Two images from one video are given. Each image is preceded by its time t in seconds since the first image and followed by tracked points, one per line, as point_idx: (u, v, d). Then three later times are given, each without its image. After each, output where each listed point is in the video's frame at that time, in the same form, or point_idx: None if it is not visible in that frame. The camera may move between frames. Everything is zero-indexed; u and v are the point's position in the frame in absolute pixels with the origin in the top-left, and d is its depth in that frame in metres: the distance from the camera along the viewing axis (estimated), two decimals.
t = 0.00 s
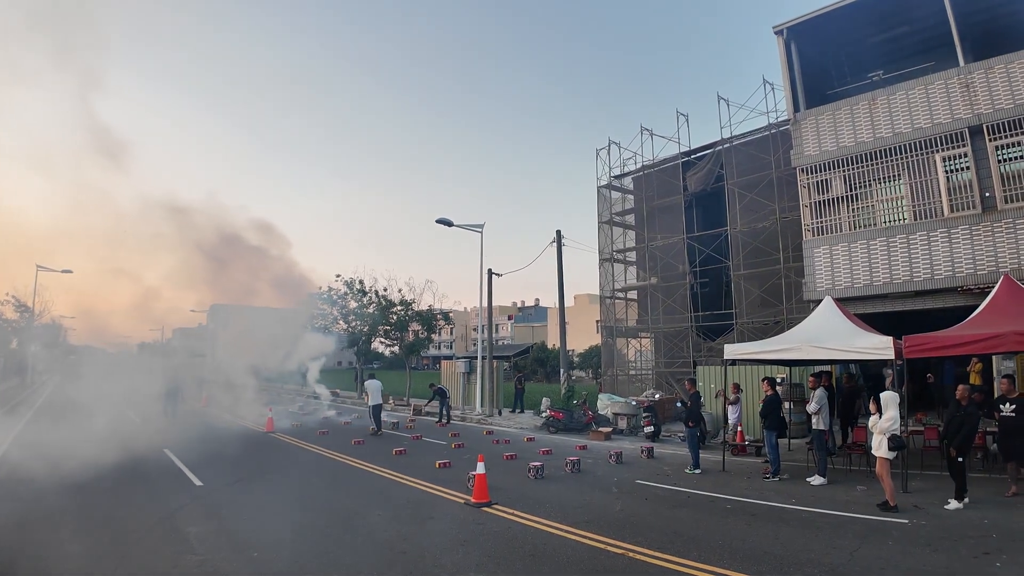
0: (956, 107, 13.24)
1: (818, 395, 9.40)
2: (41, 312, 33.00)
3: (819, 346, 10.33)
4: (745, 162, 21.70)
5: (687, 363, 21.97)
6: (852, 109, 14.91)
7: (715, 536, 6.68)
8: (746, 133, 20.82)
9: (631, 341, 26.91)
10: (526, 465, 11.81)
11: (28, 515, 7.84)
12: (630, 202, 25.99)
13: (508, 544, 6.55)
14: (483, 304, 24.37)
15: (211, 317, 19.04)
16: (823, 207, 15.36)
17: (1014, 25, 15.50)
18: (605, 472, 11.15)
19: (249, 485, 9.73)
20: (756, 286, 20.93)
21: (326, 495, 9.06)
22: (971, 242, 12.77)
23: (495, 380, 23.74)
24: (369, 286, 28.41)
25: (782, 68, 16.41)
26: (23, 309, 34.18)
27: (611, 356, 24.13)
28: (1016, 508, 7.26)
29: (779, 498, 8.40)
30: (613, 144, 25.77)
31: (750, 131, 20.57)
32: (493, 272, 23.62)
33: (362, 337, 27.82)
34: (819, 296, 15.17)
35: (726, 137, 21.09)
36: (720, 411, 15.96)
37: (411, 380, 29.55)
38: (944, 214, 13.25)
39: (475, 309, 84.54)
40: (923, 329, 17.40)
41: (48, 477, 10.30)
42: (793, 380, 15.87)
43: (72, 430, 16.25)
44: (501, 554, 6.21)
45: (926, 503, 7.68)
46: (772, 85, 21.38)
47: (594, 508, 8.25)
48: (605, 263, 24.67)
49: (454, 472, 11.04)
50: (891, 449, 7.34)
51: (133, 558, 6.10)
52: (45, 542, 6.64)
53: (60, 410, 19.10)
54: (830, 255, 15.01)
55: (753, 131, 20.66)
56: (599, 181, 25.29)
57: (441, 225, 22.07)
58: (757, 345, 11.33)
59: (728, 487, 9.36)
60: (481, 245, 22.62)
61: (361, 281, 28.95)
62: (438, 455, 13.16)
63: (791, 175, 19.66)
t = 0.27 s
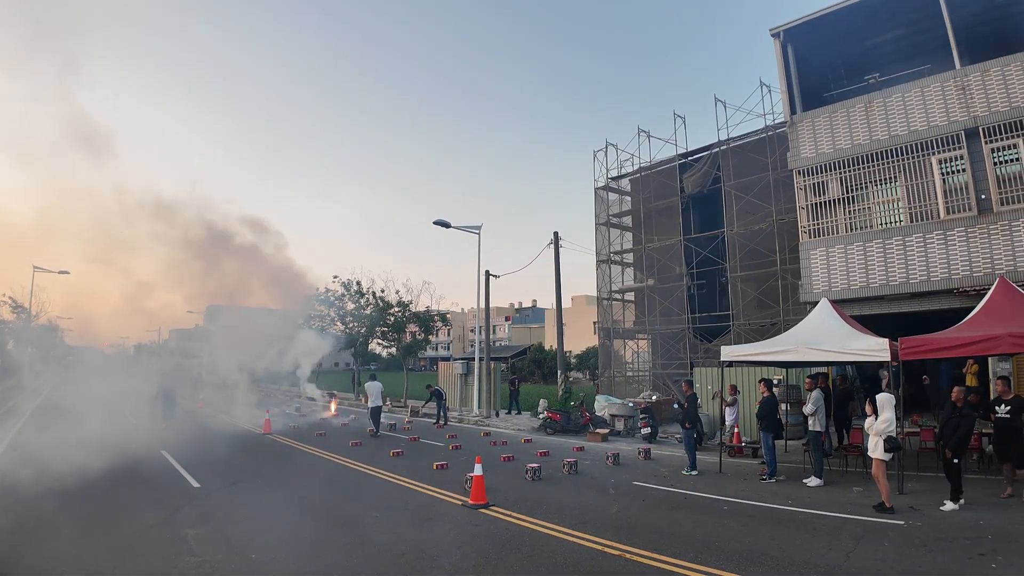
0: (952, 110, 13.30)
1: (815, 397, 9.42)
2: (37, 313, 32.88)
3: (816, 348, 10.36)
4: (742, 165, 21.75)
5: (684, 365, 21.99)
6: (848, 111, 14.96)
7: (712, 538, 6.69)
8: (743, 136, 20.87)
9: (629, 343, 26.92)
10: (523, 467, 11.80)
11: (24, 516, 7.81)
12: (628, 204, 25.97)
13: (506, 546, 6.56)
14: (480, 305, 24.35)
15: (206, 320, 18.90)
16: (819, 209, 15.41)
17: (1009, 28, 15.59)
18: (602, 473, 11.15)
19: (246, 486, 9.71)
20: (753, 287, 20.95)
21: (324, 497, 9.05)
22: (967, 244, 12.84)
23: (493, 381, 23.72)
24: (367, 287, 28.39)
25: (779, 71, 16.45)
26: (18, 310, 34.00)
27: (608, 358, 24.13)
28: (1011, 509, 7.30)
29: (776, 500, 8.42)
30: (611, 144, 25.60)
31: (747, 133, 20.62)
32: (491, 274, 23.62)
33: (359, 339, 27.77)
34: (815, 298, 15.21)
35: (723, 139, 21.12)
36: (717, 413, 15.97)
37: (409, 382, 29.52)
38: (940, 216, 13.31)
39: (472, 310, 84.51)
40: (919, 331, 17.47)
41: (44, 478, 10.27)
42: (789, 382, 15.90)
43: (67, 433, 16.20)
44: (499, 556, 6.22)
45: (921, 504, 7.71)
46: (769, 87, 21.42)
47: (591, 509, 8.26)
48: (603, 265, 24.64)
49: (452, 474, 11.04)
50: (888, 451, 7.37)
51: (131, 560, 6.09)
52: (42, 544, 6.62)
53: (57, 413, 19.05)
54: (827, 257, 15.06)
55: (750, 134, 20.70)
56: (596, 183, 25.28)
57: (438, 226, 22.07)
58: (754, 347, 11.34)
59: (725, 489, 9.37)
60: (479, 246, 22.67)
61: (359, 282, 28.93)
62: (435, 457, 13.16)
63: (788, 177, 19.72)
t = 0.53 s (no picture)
0: (951, 112, 13.33)
1: (813, 399, 9.44)
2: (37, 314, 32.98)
3: (814, 350, 10.39)
4: (741, 167, 21.81)
5: (683, 366, 22.01)
6: (847, 113, 15.00)
7: (711, 539, 6.72)
8: (742, 138, 20.94)
9: (628, 345, 26.96)
10: (523, 469, 11.82)
11: (25, 518, 7.83)
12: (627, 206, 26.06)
13: (506, 547, 6.58)
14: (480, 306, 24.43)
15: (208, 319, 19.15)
16: (818, 211, 15.44)
17: (1007, 30, 15.63)
18: (602, 474, 11.18)
19: (246, 488, 9.72)
20: (753, 289, 20.99)
21: (324, 498, 9.06)
22: (965, 246, 12.87)
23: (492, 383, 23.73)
24: (367, 289, 28.52)
25: (778, 73, 16.48)
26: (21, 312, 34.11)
27: (607, 359, 24.21)
28: (1009, 511, 7.33)
29: (775, 501, 8.44)
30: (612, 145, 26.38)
31: (746, 135, 20.68)
32: (491, 275, 23.74)
33: (359, 340, 27.82)
34: (814, 300, 15.25)
35: (722, 141, 21.20)
36: (716, 414, 15.99)
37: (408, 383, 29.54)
38: (939, 218, 13.34)
39: (472, 311, 84.56)
40: (918, 332, 17.51)
41: (46, 479, 10.30)
42: (788, 383, 15.94)
43: (66, 433, 16.24)
44: (498, 557, 6.24)
45: (919, 505, 7.73)
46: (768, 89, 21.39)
47: (590, 511, 8.28)
48: (602, 266, 24.71)
49: (452, 475, 11.06)
50: (885, 452, 7.40)
51: (132, 561, 6.12)
52: (44, 545, 6.65)
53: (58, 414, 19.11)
54: (825, 259, 15.09)
55: (749, 135, 20.76)
56: (596, 185, 25.35)
57: (438, 227, 22.12)
58: (753, 349, 11.38)
59: (724, 490, 9.40)
60: (479, 248, 22.88)
61: (359, 283, 29.06)
62: (435, 459, 13.18)
63: (787, 179, 19.76)
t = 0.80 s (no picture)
0: (949, 118, 13.40)
1: (812, 403, 9.48)
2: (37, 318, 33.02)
3: (813, 355, 10.43)
4: (740, 171, 21.87)
5: (682, 371, 22.03)
6: (845, 119, 15.08)
7: (709, 543, 6.74)
8: (741, 142, 21.02)
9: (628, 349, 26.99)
10: (523, 473, 11.84)
11: (26, 522, 7.85)
12: (626, 210, 26.13)
13: (505, 552, 6.60)
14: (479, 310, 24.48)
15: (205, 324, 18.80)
16: (817, 216, 15.51)
17: (1004, 35, 15.72)
18: (601, 479, 11.20)
19: (246, 492, 9.74)
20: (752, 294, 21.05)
21: (324, 502, 9.07)
22: (963, 251, 12.93)
23: (492, 387, 23.78)
24: (367, 293, 28.62)
25: (777, 78, 16.54)
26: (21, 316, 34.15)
27: (607, 363, 24.30)
28: (1007, 514, 7.36)
29: (773, 505, 8.47)
30: (610, 150, 25.90)
31: (745, 140, 20.77)
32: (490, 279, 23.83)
33: (359, 344, 27.86)
34: (813, 304, 15.30)
35: (721, 146, 21.28)
36: (716, 418, 16.03)
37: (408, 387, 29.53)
38: (936, 223, 13.40)
39: (471, 315, 84.57)
40: (917, 336, 17.55)
41: (46, 483, 10.32)
42: (787, 388, 15.99)
43: (65, 437, 16.22)
44: (498, 561, 6.26)
45: (917, 509, 7.77)
46: (767, 94, 21.46)
47: (589, 515, 8.30)
48: (602, 270, 24.77)
49: (451, 479, 11.08)
50: (883, 457, 7.44)
51: (133, 565, 6.14)
52: (44, 550, 6.66)
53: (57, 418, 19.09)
54: (824, 264, 15.14)
55: (748, 140, 20.84)
56: (595, 190, 25.43)
57: (438, 232, 22.18)
58: (751, 354, 11.42)
59: (723, 495, 9.42)
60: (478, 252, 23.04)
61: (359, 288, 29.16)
62: (435, 463, 13.21)
63: (786, 184, 19.83)
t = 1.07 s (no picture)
0: (946, 126, 13.47)
1: (811, 411, 9.48)
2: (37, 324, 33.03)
3: (812, 363, 10.44)
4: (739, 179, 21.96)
5: (682, 379, 22.01)
6: (844, 127, 15.17)
7: (709, 551, 6.74)
8: (740, 151, 21.11)
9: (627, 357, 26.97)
10: (523, 481, 11.81)
11: (25, 530, 7.84)
12: (626, 218, 26.19)
13: (505, 559, 6.59)
14: (479, 317, 24.47)
15: (204, 330, 18.84)
16: (815, 224, 15.57)
17: (1000, 43, 15.84)
18: (601, 487, 11.18)
19: (246, 500, 9.72)
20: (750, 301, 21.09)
21: (323, 510, 9.05)
22: (962, 258, 12.98)
23: (491, 394, 23.77)
24: (366, 301, 28.60)
25: (775, 86, 16.65)
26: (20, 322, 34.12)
27: (606, 371, 24.30)
28: (1006, 522, 7.35)
29: (773, 513, 8.46)
30: (609, 158, 26.05)
31: (744, 148, 20.87)
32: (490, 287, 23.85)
33: (359, 351, 27.85)
34: (812, 312, 15.34)
35: (720, 154, 21.36)
36: (716, 426, 16.00)
37: (408, 394, 29.47)
38: (935, 231, 13.46)
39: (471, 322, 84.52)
40: (916, 343, 17.56)
41: (47, 490, 10.33)
42: (787, 396, 15.99)
43: (63, 445, 16.15)
44: (497, 569, 6.25)
45: (916, 517, 7.76)
46: (765, 103, 21.57)
47: (589, 523, 8.28)
48: (601, 277, 24.83)
49: (451, 487, 11.06)
50: (883, 464, 7.44)
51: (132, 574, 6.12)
52: (44, 558, 6.65)
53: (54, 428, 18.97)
54: (822, 272, 15.19)
55: (746, 148, 20.94)
56: (594, 197, 25.51)
57: (437, 240, 22.23)
58: (751, 362, 11.43)
59: (722, 502, 9.41)
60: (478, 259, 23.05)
61: (358, 295, 29.15)
62: (435, 471, 13.18)
63: (784, 192, 19.91)
